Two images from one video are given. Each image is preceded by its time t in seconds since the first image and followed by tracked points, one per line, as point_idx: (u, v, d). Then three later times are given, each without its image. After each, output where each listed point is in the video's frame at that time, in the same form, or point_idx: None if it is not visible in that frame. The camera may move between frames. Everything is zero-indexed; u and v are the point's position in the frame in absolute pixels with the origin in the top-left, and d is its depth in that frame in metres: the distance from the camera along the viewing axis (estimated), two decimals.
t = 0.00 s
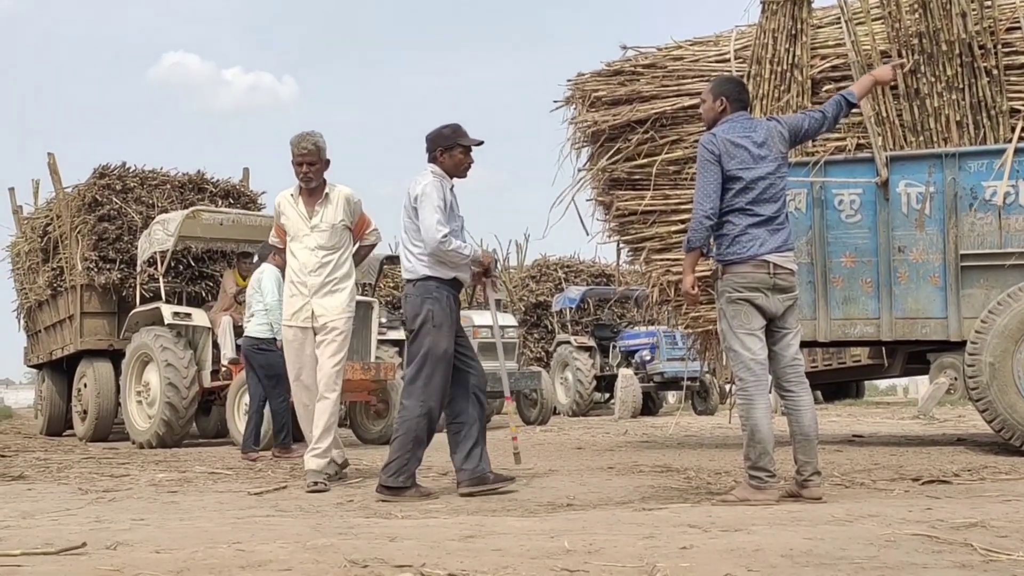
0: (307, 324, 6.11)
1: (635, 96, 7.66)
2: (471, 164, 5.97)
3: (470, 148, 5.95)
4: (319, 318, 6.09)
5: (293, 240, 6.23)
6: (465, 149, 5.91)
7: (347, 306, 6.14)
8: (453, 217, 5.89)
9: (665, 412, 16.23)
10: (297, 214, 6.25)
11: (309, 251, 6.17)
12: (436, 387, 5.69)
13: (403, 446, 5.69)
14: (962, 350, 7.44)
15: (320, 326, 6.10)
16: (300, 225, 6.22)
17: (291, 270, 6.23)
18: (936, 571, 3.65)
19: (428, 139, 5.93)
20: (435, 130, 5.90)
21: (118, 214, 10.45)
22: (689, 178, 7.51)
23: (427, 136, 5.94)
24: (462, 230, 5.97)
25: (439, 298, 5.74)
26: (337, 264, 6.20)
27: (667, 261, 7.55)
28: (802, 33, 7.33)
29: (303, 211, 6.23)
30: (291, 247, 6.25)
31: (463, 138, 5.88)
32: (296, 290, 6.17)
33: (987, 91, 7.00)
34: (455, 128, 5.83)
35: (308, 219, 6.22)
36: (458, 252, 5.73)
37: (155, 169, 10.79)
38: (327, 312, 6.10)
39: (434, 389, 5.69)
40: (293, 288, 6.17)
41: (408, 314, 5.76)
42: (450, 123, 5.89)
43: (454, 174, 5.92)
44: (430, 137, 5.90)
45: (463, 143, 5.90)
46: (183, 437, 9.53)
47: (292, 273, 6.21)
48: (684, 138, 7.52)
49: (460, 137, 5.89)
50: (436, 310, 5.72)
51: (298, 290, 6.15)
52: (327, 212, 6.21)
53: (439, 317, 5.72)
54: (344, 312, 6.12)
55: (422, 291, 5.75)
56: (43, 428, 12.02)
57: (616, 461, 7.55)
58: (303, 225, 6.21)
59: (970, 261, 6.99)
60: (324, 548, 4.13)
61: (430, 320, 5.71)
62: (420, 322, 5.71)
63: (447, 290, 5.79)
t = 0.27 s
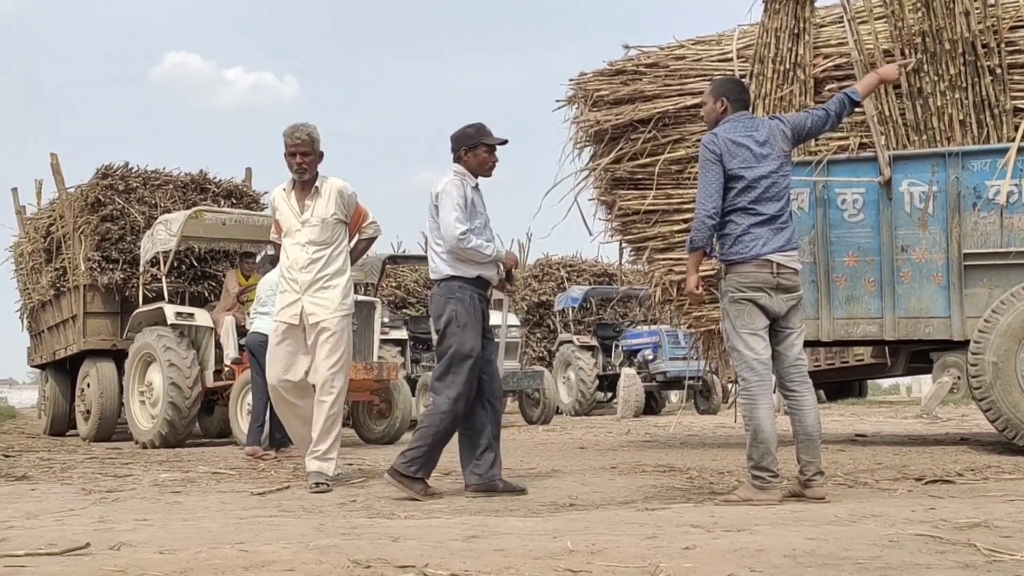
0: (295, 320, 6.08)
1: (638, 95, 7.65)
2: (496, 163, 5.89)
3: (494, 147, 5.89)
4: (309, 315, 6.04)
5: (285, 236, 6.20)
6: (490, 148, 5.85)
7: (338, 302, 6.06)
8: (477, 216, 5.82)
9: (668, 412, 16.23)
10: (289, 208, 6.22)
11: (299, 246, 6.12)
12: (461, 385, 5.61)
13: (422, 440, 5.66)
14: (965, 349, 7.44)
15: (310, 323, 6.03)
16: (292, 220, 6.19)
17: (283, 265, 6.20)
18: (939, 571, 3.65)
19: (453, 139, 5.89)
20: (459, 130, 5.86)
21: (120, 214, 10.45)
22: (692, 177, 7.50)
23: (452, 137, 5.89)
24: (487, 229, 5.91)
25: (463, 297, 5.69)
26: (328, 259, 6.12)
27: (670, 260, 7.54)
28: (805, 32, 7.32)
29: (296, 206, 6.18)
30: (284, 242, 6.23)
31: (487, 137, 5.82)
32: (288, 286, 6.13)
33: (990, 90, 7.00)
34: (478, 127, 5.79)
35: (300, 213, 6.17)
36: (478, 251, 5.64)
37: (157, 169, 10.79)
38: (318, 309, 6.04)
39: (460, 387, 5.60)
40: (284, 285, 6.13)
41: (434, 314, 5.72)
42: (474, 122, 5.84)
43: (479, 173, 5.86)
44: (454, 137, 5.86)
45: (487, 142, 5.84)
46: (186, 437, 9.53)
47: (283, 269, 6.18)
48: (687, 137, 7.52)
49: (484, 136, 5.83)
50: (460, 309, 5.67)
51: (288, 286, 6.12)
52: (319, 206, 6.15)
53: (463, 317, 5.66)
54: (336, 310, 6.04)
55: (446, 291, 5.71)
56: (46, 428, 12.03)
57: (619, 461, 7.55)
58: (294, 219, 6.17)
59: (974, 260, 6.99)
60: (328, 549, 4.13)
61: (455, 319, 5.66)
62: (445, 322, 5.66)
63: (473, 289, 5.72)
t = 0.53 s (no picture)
0: (284, 318, 6.02)
1: (640, 95, 7.65)
2: (521, 162, 5.82)
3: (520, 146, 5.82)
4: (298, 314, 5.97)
5: (276, 231, 6.15)
6: (514, 147, 5.77)
7: (329, 301, 6.00)
8: (499, 214, 5.75)
9: (671, 411, 16.23)
10: (280, 204, 6.15)
11: (289, 242, 6.06)
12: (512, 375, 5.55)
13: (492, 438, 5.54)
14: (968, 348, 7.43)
15: (299, 322, 5.97)
16: (283, 216, 6.12)
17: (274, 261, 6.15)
18: (943, 570, 3.65)
19: (478, 137, 5.84)
20: (485, 128, 5.81)
21: (123, 214, 10.47)
22: (694, 177, 7.49)
23: (478, 135, 5.84)
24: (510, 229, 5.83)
25: (489, 294, 5.63)
26: (318, 257, 6.06)
27: (672, 260, 7.54)
28: (808, 31, 7.31)
29: (287, 201, 6.12)
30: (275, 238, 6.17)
31: (511, 135, 5.75)
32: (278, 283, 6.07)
33: (993, 88, 7.00)
34: (503, 125, 5.73)
35: (291, 209, 6.11)
36: (494, 250, 5.58)
37: (160, 169, 10.80)
38: (306, 307, 5.97)
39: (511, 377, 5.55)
40: (274, 282, 6.07)
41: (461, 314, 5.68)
42: (499, 121, 5.79)
43: (504, 171, 5.79)
44: (480, 135, 5.81)
45: (512, 140, 5.77)
46: (189, 436, 9.54)
47: (274, 265, 6.12)
48: (689, 136, 7.51)
49: (509, 134, 5.77)
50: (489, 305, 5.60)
51: (277, 283, 6.06)
52: (310, 202, 6.09)
53: (494, 312, 5.60)
54: (327, 310, 5.97)
55: (471, 290, 5.66)
56: (49, 428, 12.05)
57: (622, 460, 7.55)
58: (285, 215, 6.11)
59: (977, 259, 6.98)
60: (331, 549, 4.13)
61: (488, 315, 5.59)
62: (477, 320, 5.60)
63: (498, 285, 5.66)
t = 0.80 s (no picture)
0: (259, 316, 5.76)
1: (640, 92, 7.65)
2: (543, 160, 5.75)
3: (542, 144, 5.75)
4: (275, 313, 5.75)
5: (251, 226, 5.86)
6: (537, 145, 5.70)
7: (306, 302, 5.81)
8: (525, 212, 5.67)
9: (671, 408, 16.24)
10: (257, 198, 5.87)
11: (268, 238, 5.80)
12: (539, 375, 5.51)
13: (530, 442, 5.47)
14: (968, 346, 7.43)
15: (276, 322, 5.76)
16: (260, 211, 5.84)
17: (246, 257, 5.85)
18: (943, 567, 3.65)
19: (500, 134, 5.75)
20: (506, 126, 5.72)
21: (124, 212, 10.47)
22: (695, 174, 7.49)
23: (499, 132, 5.76)
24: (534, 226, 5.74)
25: (517, 294, 5.55)
26: (296, 255, 5.83)
27: (673, 257, 7.54)
28: (808, 28, 7.30)
29: (265, 195, 5.85)
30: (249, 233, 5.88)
31: (535, 133, 5.68)
32: (252, 280, 5.80)
33: (994, 86, 6.99)
34: (526, 122, 5.65)
35: (269, 204, 5.85)
36: (521, 249, 5.50)
37: (160, 167, 10.79)
38: (284, 306, 5.76)
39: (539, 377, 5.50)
40: (249, 278, 5.79)
41: (489, 314, 5.60)
42: (521, 118, 5.71)
43: (527, 169, 5.71)
44: (501, 133, 5.73)
45: (535, 138, 5.70)
46: (190, 434, 9.54)
47: (247, 261, 5.83)
48: (690, 134, 7.51)
49: (532, 132, 5.69)
50: (517, 306, 5.53)
51: (253, 280, 5.79)
52: (290, 198, 5.85)
53: (522, 313, 5.53)
54: (305, 308, 5.79)
55: (499, 290, 5.58)
56: (50, 426, 12.05)
57: (622, 458, 7.55)
58: (263, 210, 5.84)
59: (977, 256, 6.98)
60: (332, 546, 4.13)
61: (516, 316, 5.52)
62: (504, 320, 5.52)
63: (524, 285, 5.58)
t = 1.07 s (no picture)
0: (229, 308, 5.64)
1: (636, 90, 7.64)
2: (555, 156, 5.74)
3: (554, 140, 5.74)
4: (246, 303, 5.64)
5: (217, 216, 5.72)
6: (550, 140, 5.69)
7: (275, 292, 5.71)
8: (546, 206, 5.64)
9: (667, 406, 16.25)
10: (223, 187, 5.74)
11: (236, 228, 5.67)
12: (548, 376, 5.45)
13: (530, 442, 5.47)
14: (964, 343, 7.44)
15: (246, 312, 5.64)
16: (227, 200, 5.72)
17: (211, 248, 5.71)
18: (938, 565, 3.65)
19: (511, 130, 5.73)
20: (518, 121, 5.71)
21: (118, 210, 10.44)
22: (690, 172, 7.48)
23: (511, 128, 5.74)
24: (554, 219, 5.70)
25: (536, 290, 5.50)
26: (264, 245, 5.73)
27: (668, 255, 7.53)
28: (803, 26, 7.31)
29: (232, 184, 5.73)
30: (213, 223, 5.73)
31: (547, 128, 5.67)
32: (220, 271, 5.67)
33: (989, 83, 6.98)
34: (539, 117, 5.64)
35: (236, 193, 5.73)
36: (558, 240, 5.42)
37: (154, 165, 10.77)
38: (254, 296, 5.65)
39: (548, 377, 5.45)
40: (216, 269, 5.66)
41: (507, 309, 5.54)
42: (534, 114, 5.70)
43: (539, 165, 5.69)
44: (513, 128, 5.71)
45: (548, 134, 5.69)
46: (184, 433, 9.52)
47: (213, 252, 5.69)
48: (685, 132, 7.51)
49: (545, 127, 5.68)
50: (535, 302, 5.48)
51: (221, 271, 5.66)
52: (258, 188, 5.75)
53: (540, 309, 5.47)
54: (275, 298, 5.70)
55: (518, 285, 5.52)
56: (45, 424, 12.03)
57: (618, 456, 7.54)
58: (230, 199, 5.71)
59: (972, 254, 6.98)
60: (327, 545, 4.12)
61: (531, 312, 5.47)
62: (520, 316, 5.47)
63: (542, 282, 5.54)
